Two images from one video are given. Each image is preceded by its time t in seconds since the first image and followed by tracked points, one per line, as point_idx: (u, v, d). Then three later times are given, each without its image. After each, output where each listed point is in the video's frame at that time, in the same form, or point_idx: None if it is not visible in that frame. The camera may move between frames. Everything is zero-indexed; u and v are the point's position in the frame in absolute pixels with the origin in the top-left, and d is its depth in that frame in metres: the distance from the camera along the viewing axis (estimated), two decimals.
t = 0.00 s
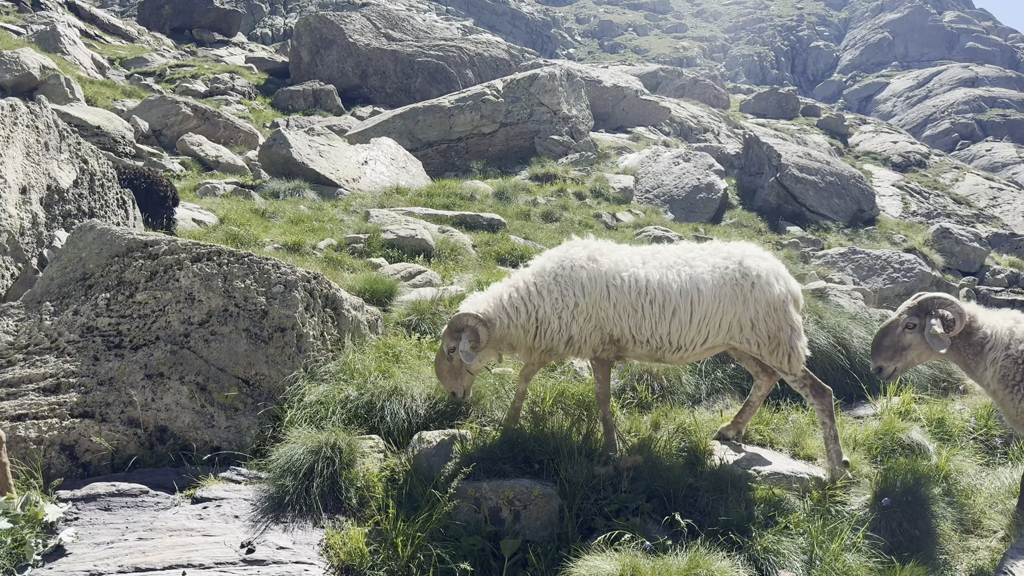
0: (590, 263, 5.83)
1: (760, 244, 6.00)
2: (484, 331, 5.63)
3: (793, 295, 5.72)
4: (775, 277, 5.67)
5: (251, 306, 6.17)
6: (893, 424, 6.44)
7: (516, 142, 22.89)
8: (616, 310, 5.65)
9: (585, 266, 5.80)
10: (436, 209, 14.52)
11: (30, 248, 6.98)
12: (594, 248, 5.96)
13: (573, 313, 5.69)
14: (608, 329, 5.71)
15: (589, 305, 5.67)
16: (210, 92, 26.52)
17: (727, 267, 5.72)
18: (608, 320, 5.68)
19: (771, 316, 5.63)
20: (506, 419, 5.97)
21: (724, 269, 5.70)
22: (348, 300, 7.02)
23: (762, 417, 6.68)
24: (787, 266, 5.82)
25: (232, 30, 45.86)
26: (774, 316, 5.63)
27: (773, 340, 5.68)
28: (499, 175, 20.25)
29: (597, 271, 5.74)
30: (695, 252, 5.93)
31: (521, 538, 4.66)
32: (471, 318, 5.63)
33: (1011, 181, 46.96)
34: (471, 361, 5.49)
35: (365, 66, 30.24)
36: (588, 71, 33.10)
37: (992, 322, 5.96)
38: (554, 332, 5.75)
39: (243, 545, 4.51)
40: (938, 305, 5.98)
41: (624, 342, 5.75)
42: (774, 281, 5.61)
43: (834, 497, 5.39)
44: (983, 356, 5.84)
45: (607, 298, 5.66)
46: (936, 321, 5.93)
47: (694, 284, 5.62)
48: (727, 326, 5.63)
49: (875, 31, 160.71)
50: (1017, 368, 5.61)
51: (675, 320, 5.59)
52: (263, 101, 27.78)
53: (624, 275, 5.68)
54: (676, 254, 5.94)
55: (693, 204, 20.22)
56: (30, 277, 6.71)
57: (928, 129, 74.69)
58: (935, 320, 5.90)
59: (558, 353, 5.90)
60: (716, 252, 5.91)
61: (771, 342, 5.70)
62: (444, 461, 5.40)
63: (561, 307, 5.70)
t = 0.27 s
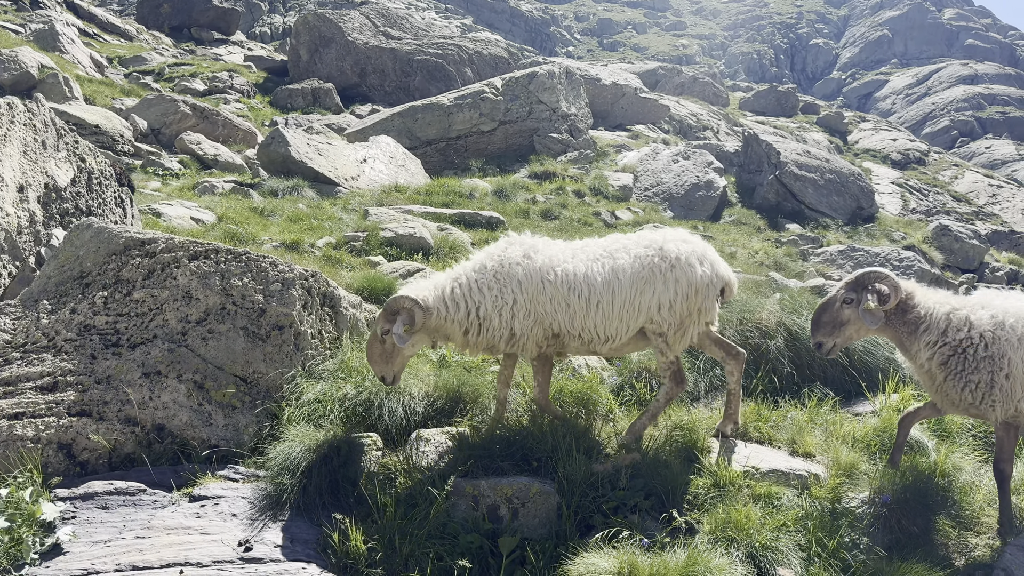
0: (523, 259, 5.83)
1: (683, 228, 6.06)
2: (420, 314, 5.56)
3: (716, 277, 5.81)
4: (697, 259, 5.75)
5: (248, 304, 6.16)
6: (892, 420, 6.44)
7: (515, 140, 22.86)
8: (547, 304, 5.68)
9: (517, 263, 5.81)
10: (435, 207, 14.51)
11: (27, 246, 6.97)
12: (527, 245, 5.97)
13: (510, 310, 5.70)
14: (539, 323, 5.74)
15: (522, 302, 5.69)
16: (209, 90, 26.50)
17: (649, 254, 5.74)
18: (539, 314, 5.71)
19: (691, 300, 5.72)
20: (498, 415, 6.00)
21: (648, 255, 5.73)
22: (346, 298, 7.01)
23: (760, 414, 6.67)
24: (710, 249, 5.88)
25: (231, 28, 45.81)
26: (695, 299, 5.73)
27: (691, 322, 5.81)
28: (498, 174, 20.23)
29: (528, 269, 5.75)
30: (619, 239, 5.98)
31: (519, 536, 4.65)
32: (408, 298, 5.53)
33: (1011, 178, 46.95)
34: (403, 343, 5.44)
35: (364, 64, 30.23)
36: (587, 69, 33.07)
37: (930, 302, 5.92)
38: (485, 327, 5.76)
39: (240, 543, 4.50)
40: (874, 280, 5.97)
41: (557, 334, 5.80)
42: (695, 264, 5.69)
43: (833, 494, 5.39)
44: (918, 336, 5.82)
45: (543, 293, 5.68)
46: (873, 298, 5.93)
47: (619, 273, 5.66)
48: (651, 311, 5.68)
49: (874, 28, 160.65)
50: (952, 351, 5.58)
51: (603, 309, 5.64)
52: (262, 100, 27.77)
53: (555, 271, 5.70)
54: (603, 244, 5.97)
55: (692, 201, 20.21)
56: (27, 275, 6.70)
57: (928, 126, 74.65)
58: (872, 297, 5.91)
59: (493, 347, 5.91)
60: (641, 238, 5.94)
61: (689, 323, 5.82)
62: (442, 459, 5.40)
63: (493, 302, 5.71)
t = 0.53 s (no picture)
0: (471, 251, 5.60)
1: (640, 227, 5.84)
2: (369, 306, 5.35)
3: (668, 278, 5.56)
4: (650, 262, 5.51)
5: (248, 302, 6.11)
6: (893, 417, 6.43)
7: (515, 138, 22.83)
8: (492, 300, 5.46)
9: (462, 252, 5.58)
10: (435, 205, 14.49)
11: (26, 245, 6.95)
12: (476, 236, 5.76)
13: (450, 304, 5.48)
14: (484, 319, 5.52)
15: (467, 296, 5.48)
16: (209, 89, 26.48)
17: (602, 251, 5.51)
18: (484, 310, 5.48)
19: (641, 301, 5.46)
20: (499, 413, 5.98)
21: (600, 253, 5.49)
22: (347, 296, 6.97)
23: (761, 412, 6.66)
24: (664, 250, 5.65)
25: (230, 26, 45.72)
26: (644, 302, 5.47)
27: (639, 324, 5.53)
28: (498, 171, 20.22)
29: (472, 258, 5.52)
30: (572, 235, 5.75)
31: (519, 533, 4.64)
32: (356, 291, 5.31)
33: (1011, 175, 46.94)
34: (352, 335, 5.19)
35: (364, 62, 30.19)
36: (587, 66, 33.03)
37: (873, 287, 5.92)
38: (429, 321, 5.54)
39: (241, 541, 4.49)
40: (822, 256, 5.98)
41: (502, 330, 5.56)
42: (646, 265, 5.45)
43: (834, 491, 5.37)
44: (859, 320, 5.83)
45: (483, 287, 5.45)
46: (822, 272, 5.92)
47: (567, 271, 5.41)
48: (599, 310, 5.43)
49: (874, 25, 160.49)
50: (893, 339, 5.58)
51: (548, 305, 5.39)
52: (262, 98, 27.76)
53: (500, 263, 5.47)
54: (556, 239, 5.74)
55: (692, 199, 20.20)
56: (27, 274, 6.69)
57: (928, 123, 74.61)
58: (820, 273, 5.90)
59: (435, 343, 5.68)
60: (595, 236, 5.71)
61: (638, 326, 5.54)
62: (442, 457, 5.40)
63: (437, 295, 5.49)
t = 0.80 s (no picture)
0: (415, 261, 5.48)
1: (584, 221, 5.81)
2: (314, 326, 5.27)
3: (616, 272, 5.55)
4: (599, 254, 5.49)
5: (249, 301, 6.13)
6: (895, 415, 6.43)
7: (516, 136, 22.82)
8: (442, 308, 5.34)
9: (407, 265, 5.47)
10: (436, 203, 14.49)
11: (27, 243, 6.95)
12: (419, 246, 5.64)
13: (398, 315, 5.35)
14: (435, 328, 5.43)
15: (416, 309, 5.37)
16: (209, 87, 26.48)
17: (552, 244, 5.45)
18: (436, 319, 5.38)
19: (594, 295, 5.44)
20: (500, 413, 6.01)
21: (550, 247, 5.44)
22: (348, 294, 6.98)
23: (763, 410, 6.65)
24: (610, 243, 5.63)
25: (230, 25, 45.71)
26: (598, 295, 5.45)
27: (596, 317, 5.50)
28: (499, 169, 20.21)
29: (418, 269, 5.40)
30: (517, 230, 5.69)
31: (521, 531, 4.63)
32: (300, 309, 5.20)
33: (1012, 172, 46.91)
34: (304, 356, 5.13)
35: (364, 60, 30.15)
36: (588, 64, 33.00)
37: (809, 265, 6.16)
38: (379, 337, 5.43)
39: (242, 540, 4.48)
40: (754, 246, 6.19)
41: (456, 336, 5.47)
42: (596, 258, 5.43)
43: (837, 489, 5.36)
44: (792, 298, 6.06)
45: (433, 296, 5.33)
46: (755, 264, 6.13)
47: (520, 267, 5.32)
48: (555, 305, 5.38)
49: (875, 23, 160.27)
50: (825, 312, 5.83)
51: (502, 307, 5.31)
52: (262, 97, 27.75)
53: (447, 270, 5.34)
54: (503, 237, 5.64)
55: (693, 197, 20.19)
56: (28, 272, 6.68)
57: (929, 121, 74.55)
58: (752, 263, 6.13)
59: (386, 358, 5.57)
60: (543, 230, 5.64)
61: (595, 318, 5.51)
62: (443, 454, 5.39)
63: (385, 309, 5.37)
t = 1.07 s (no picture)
0: (341, 284, 5.37)
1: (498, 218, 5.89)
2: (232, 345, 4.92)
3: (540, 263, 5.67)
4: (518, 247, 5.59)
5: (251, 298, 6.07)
6: (898, 414, 6.41)
7: (517, 134, 22.81)
8: (378, 325, 5.27)
9: (336, 288, 5.34)
10: (437, 201, 14.47)
11: (28, 242, 6.95)
12: (341, 268, 5.53)
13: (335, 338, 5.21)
14: (375, 348, 5.32)
15: (350, 327, 5.24)
16: (211, 86, 26.49)
17: (460, 247, 5.54)
18: (372, 338, 5.28)
19: (514, 288, 5.49)
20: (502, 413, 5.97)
21: (460, 249, 5.51)
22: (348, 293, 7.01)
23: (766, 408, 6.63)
24: (523, 233, 5.72)
25: (232, 23, 45.67)
26: (518, 287, 5.51)
27: (520, 309, 5.58)
28: (501, 168, 20.19)
29: (348, 291, 5.31)
30: (429, 243, 5.72)
31: (523, 531, 4.62)
32: (216, 329, 4.87)
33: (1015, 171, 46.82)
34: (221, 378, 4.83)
35: (366, 58, 30.12)
36: (589, 62, 32.98)
37: (755, 253, 6.14)
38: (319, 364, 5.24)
39: (244, 539, 4.47)
40: (699, 239, 6.17)
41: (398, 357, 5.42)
42: (509, 247, 5.51)
43: (839, 487, 5.35)
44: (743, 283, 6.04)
45: (368, 315, 5.25)
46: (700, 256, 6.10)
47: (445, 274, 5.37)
48: (480, 304, 5.43)
49: (877, 21, 160.08)
50: (777, 290, 5.82)
51: (432, 316, 5.32)
52: (264, 95, 27.75)
53: (378, 288, 5.30)
54: (421, 249, 5.67)
55: (695, 195, 20.17)
56: (29, 271, 6.68)
57: (931, 119, 74.45)
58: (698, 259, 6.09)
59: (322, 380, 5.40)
60: (456, 236, 5.69)
61: (519, 311, 5.60)
62: (445, 454, 5.38)
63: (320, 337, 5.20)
